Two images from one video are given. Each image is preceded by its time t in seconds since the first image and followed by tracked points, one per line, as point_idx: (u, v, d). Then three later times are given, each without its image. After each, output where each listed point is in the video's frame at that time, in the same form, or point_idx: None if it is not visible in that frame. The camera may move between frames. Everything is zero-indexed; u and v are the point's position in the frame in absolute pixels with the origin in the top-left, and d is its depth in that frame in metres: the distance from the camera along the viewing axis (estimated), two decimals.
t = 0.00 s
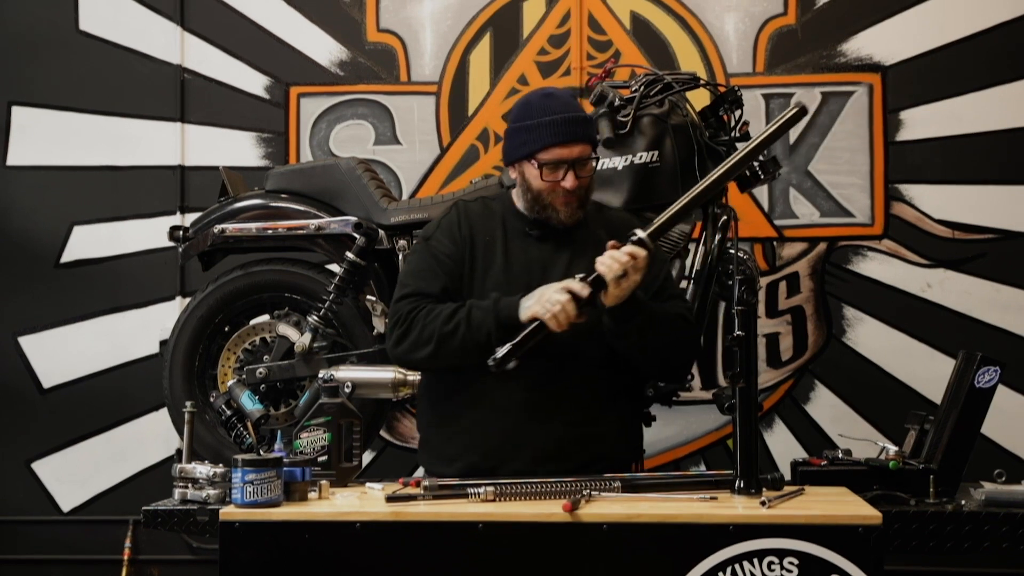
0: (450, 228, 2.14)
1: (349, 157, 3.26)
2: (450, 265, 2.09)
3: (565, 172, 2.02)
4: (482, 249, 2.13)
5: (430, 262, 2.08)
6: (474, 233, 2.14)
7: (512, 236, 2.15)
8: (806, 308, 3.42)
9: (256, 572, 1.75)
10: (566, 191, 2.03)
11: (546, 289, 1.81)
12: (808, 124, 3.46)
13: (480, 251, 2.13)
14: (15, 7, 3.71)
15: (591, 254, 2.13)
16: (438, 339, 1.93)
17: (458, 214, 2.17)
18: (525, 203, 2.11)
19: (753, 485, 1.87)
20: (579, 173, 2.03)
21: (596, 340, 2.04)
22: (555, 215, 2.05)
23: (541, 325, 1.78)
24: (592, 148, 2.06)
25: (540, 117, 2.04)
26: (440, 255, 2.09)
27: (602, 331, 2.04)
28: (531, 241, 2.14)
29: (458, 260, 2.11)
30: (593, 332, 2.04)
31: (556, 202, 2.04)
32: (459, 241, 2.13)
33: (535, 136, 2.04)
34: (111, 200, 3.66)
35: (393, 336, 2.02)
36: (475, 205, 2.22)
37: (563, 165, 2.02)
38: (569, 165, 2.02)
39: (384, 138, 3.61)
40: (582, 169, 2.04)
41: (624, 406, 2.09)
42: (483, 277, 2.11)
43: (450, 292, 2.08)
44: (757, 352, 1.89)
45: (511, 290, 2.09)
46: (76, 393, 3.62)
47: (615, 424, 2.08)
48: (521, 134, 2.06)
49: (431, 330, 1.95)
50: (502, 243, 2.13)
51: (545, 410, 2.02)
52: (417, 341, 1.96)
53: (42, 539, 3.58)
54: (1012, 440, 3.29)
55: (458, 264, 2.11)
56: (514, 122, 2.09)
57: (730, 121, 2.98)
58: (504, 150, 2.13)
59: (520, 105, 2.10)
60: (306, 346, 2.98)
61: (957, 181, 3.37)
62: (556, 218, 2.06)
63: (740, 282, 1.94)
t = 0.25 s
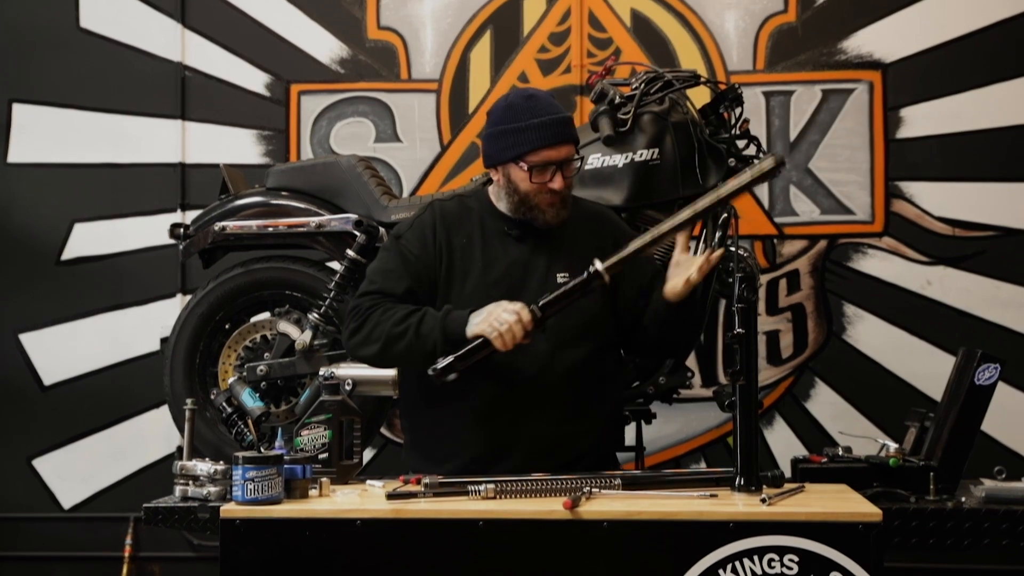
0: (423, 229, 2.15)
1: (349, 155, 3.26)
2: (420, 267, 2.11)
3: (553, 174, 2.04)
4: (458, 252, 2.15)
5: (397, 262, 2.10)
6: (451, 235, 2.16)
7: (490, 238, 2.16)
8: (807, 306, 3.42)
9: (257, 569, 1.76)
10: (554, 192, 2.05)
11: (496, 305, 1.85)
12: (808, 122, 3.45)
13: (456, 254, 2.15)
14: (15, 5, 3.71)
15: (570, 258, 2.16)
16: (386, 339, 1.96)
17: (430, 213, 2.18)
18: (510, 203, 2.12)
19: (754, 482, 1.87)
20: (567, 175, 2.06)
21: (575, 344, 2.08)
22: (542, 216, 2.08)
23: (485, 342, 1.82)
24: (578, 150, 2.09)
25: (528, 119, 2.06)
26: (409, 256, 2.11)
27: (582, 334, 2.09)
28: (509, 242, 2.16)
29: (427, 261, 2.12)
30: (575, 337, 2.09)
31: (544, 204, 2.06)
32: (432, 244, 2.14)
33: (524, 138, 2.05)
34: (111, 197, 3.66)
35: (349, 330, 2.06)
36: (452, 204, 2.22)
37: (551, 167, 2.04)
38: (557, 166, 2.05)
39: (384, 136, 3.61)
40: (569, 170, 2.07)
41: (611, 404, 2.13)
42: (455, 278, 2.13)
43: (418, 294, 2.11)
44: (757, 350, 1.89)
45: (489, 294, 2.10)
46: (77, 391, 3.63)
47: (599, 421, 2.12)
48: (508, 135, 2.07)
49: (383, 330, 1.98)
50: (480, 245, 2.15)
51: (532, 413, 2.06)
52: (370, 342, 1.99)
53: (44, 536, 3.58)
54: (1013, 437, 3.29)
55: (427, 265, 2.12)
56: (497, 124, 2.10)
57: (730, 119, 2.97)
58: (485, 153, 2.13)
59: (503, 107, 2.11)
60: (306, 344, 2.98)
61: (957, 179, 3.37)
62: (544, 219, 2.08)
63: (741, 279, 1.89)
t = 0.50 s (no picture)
0: (421, 233, 2.15)
1: (349, 155, 3.26)
2: (417, 273, 2.11)
3: (553, 179, 2.07)
4: (457, 256, 2.14)
5: (394, 267, 2.10)
6: (450, 239, 2.15)
7: (490, 241, 2.16)
8: (807, 306, 3.41)
9: (257, 570, 1.75)
10: (554, 197, 2.08)
11: (494, 351, 1.86)
12: (808, 122, 3.45)
13: (455, 257, 2.14)
14: (14, 5, 3.71)
15: (571, 259, 2.16)
16: (381, 351, 1.98)
17: (428, 216, 2.17)
18: (507, 206, 2.14)
19: (754, 483, 1.86)
20: (566, 179, 2.09)
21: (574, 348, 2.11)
22: (541, 221, 2.10)
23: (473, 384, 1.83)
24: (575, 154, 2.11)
25: (527, 123, 2.07)
26: (407, 261, 2.11)
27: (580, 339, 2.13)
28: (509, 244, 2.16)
29: (425, 266, 2.12)
30: (575, 342, 2.12)
31: (544, 209, 2.09)
32: (430, 248, 2.13)
33: (523, 143, 2.06)
34: (111, 198, 3.66)
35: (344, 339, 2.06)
36: (450, 205, 2.22)
37: (551, 172, 2.07)
38: (557, 172, 2.07)
39: (384, 136, 3.60)
40: (567, 175, 2.10)
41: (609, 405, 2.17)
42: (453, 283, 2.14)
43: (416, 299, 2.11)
44: (758, 351, 1.87)
45: (489, 298, 2.11)
46: (76, 391, 3.62)
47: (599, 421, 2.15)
48: (507, 139, 2.08)
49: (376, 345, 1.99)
50: (479, 249, 2.15)
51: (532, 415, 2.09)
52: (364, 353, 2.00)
53: (43, 537, 3.58)
54: (1013, 438, 3.29)
55: (424, 270, 2.12)
56: (495, 127, 2.11)
57: (730, 119, 2.97)
58: (484, 156, 2.14)
59: (501, 110, 2.12)
60: (306, 344, 2.97)
61: (958, 179, 3.37)
62: (543, 224, 2.11)
63: (742, 281, 1.91)
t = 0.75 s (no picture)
0: (444, 236, 2.16)
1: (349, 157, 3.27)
2: (439, 276, 2.12)
3: (559, 189, 2.04)
4: (480, 260, 2.15)
5: (417, 271, 2.12)
6: (473, 242, 2.16)
7: (514, 244, 2.16)
8: (806, 308, 3.42)
9: (257, 572, 1.75)
10: (560, 206, 2.06)
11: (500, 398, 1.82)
12: (808, 124, 3.46)
13: (478, 261, 2.15)
14: (14, 7, 3.71)
15: (595, 264, 2.17)
16: (392, 367, 1.98)
17: (454, 219, 2.19)
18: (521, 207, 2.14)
19: (753, 485, 1.87)
20: (574, 190, 2.05)
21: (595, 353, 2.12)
22: (547, 226, 2.10)
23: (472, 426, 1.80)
24: (591, 164, 2.05)
25: (542, 130, 2.04)
26: (429, 264, 2.13)
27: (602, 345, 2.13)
28: (534, 248, 2.16)
29: (447, 270, 2.13)
30: (596, 347, 2.13)
31: (550, 215, 2.08)
32: (453, 252, 2.15)
33: (534, 149, 2.03)
34: (111, 200, 3.66)
35: (365, 345, 2.08)
36: (475, 208, 2.23)
37: (558, 182, 2.04)
38: (564, 183, 2.03)
39: (384, 138, 3.61)
40: (578, 186, 2.05)
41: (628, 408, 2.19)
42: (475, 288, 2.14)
43: (437, 302, 2.12)
44: (757, 352, 1.87)
45: (511, 303, 2.11)
46: (76, 393, 3.62)
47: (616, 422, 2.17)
48: (521, 142, 2.06)
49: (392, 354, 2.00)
50: (503, 253, 2.15)
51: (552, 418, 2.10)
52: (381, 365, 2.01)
53: (43, 539, 3.58)
54: (1012, 440, 3.29)
55: (447, 275, 2.13)
56: (517, 127, 2.09)
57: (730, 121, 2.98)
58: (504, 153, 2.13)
59: (527, 112, 2.10)
60: (305, 347, 2.98)
61: (957, 181, 3.37)
62: (549, 229, 2.11)
63: (742, 283, 1.88)
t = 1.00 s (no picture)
0: (473, 235, 2.17)
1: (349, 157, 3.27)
2: (465, 275, 2.13)
3: (576, 192, 2.03)
4: (508, 260, 2.16)
5: (444, 270, 2.13)
6: (501, 242, 2.17)
7: (544, 244, 2.17)
8: (806, 308, 3.42)
9: (256, 572, 1.75)
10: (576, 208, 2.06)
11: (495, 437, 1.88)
12: (808, 124, 3.45)
13: (506, 261, 2.16)
14: (14, 7, 3.71)
15: (625, 267, 2.17)
16: (404, 378, 2.01)
17: (482, 218, 2.19)
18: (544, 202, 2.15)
19: (753, 485, 1.87)
20: (592, 195, 2.04)
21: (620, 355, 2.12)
22: (562, 226, 2.11)
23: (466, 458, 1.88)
24: (613, 171, 2.03)
25: (567, 130, 2.02)
26: (456, 264, 2.14)
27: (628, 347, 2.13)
28: (563, 248, 2.16)
29: (473, 270, 2.14)
30: (622, 349, 2.13)
31: (567, 215, 2.09)
32: (480, 251, 2.15)
33: (557, 149, 2.02)
34: (111, 200, 3.66)
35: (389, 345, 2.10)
36: (505, 206, 2.23)
37: (575, 184, 2.03)
38: (581, 186, 2.03)
39: (384, 138, 3.61)
40: (597, 192, 2.04)
41: (654, 410, 2.19)
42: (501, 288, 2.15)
43: (464, 302, 2.13)
44: (757, 352, 1.87)
45: (538, 304, 2.12)
46: (76, 393, 3.62)
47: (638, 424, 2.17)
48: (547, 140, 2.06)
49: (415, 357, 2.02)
50: (532, 253, 2.16)
51: (576, 419, 2.11)
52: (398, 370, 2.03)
53: (42, 539, 3.58)
54: (1012, 440, 3.29)
55: (473, 275, 2.14)
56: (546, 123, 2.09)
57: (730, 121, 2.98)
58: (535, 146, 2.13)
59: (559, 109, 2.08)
60: (305, 347, 2.98)
61: (957, 181, 3.37)
62: (564, 229, 2.12)
63: (741, 282, 1.87)
